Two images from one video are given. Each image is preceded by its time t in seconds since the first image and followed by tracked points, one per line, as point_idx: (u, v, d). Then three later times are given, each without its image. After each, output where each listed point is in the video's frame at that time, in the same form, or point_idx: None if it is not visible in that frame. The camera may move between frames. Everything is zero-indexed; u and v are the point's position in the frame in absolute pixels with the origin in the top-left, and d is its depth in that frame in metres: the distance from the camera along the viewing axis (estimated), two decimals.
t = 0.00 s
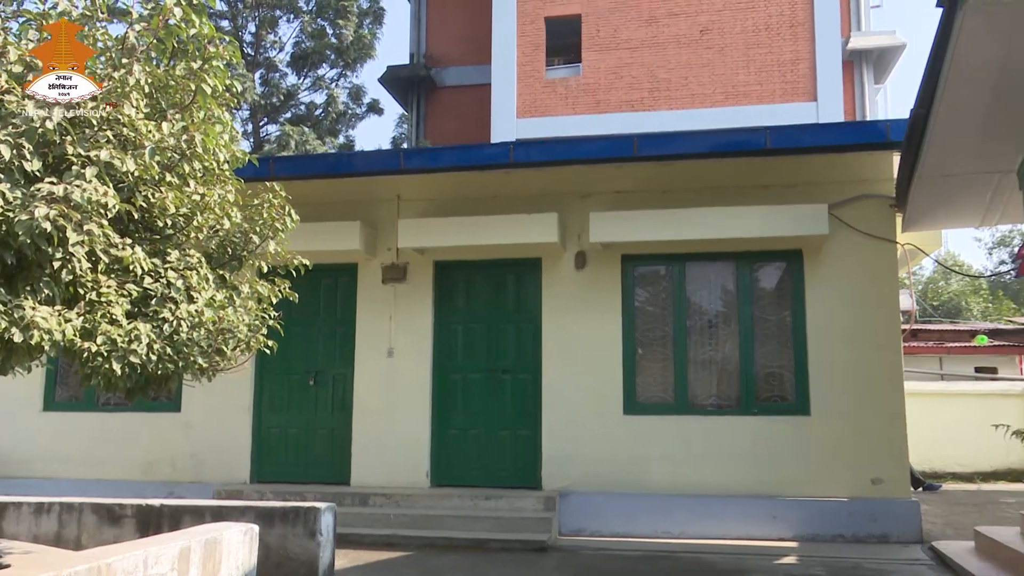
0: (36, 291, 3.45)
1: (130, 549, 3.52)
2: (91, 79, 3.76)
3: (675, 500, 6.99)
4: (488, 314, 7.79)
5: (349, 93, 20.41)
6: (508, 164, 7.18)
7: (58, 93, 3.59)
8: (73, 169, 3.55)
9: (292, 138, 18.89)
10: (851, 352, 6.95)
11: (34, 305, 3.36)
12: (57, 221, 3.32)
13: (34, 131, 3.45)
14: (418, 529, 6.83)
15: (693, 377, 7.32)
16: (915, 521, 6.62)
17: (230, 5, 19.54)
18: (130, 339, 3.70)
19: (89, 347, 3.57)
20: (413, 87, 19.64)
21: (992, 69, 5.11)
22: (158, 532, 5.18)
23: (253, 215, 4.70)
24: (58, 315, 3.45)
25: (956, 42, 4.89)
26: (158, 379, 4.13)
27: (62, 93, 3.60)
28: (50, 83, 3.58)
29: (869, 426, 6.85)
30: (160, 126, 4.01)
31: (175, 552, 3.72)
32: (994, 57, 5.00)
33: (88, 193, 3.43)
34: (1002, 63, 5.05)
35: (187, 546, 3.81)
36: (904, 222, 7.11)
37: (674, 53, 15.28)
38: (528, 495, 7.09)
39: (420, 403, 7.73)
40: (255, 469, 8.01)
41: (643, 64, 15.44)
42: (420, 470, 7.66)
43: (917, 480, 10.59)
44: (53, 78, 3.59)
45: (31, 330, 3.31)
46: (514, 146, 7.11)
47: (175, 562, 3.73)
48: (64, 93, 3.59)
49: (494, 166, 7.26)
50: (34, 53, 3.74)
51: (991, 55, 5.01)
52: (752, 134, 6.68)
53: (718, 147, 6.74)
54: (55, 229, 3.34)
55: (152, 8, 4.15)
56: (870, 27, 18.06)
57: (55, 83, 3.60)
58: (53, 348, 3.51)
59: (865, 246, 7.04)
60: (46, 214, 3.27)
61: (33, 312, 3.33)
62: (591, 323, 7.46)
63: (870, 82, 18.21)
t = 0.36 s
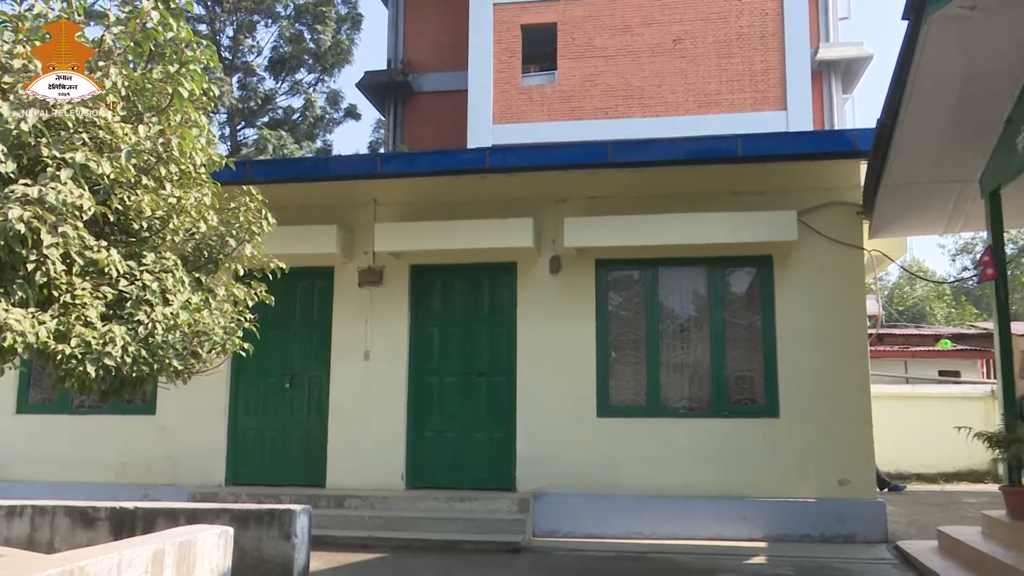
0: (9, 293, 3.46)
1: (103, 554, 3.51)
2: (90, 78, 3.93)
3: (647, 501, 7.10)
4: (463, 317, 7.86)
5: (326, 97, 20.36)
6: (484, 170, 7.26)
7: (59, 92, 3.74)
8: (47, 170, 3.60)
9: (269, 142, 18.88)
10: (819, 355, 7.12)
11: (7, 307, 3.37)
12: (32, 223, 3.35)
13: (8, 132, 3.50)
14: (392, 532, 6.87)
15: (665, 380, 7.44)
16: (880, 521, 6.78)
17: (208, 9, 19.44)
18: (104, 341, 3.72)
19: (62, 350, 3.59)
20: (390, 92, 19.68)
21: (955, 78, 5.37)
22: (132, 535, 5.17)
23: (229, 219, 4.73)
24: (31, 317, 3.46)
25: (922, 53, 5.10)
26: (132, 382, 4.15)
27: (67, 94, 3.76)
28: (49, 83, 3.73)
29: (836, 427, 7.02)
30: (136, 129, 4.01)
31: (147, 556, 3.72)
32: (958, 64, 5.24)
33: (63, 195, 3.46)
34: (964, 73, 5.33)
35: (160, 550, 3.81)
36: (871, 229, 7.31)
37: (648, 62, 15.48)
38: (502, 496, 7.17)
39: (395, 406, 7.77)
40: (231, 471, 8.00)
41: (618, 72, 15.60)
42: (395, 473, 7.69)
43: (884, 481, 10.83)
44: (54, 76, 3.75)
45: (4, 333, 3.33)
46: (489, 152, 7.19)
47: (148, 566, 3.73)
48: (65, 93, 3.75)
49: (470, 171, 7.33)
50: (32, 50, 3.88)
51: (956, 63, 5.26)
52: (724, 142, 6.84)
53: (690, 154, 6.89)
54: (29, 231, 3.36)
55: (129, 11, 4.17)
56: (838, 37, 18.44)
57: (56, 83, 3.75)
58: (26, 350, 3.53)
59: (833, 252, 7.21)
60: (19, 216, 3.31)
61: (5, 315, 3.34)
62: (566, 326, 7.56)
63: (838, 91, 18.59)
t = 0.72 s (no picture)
0: None
1: (69, 560, 3.45)
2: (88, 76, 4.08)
3: (620, 506, 7.13)
4: (437, 322, 7.85)
5: (300, 100, 20.25)
6: (458, 174, 7.26)
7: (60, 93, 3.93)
8: (15, 171, 3.64)
9: (242, 145, 18.72)
10: (790, 360, 7.20)
11: None
12: None
13: None
14: (364, 538, 6.83)
15: (639, 385, 7.49)
16: (850, 525, 6.86)
17: (181, 9, 19.24)
18: (71, 345, 3.67)
19: (28, 354, 3.56)
20: (364, 96, 19.61)
21: (922, 88, 5.50)
22: (99, 542, 5.09)
23: (200, 221, 4.68)
24: None
25: (891, 63, 5.20)
26: (100, 387, 4.12)
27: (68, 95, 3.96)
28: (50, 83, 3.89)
29: (806, 432, 7.10)
30: (106, 131, 4.01)
31: (115, 562, 3.67)
32: (926, 73, 5.35)
33: (30, 197, 3.49)
34: (931, 83, 5.46)
35: (128, 556, 3.76)
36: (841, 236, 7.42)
37: (622, 68, 15.58)
38: (474, 502, 7.16)
39: (367, 412, 7.74)
40: (201, 477, 7.91)
41: (592, 78, 15.68)
42: (367, 478, 7.65)
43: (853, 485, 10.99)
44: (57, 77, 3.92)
45: None
46: (464, 156, 7.20)
47: (116, 573, 3.67)
48: (65, 93, 3.94)
49: (445, 176, 7.33)
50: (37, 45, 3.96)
51: (925, 72, 5.37)
52: (697, 148, 6.91)
53: (664, 161, 6.95)
54: None
55: (100, 11, 4.13)
56: (809, 47, 18.69)
57: (57, 83, 3.92)
58: None
59: (803, 258, 7.30)
60: None
61: None
62: (540, 331, 7.58)
63: (809, 100, 18.85)
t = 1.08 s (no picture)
0: None
1: (37, 570, 3.39)
2: (89, 76, 4.14)
3: (596, 512, 7.14)
4: (413, 328, 7.83)
5: (277, 104, 20.13)
6: (436, 179, 7.25)
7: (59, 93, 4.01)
8: None
9: (217, 148, 18.57)
10: (765, 367, 7.27)
11: None
12: None
13: None
14: (339, 545, 6.79)
15: (615, 391, 7.52)
16: (823, 530, 6.92)
17: (156, 12, 19.07)
18: (41, 350, 3.62)
19: None
20: (342, 100, 19.54)
21: (895, 97, 5.58)
22: (68, 550, 5.00)
23: (173, 226, 4.62)
24: None
25: (864, 73, 5.31)
26: (71, 392, 4.08)
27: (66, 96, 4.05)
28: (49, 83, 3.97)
29: (780, 438, 7.16)
30: (78, 133, 3.98)
31: (85, 571, 3.61)
32: (898, 83, 5.44)
33: None
34: (904, 93, 5.56)
35: (98, 565, 3.70)
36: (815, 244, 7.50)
37: (599, 76, 15.66)
38: (450, 508, 7.14)
39: (342, 418, 7.69)
40: (173, 484, 7.82)
41: (570, 85, 15.75)
42: (342, 485, 7.60)
43: (827, 491, 11.09)
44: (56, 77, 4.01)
45: None
46: (441, 161, 7.19)
47: None
48: (65, 93, 4.02)
49: (422, 181, 7.32)
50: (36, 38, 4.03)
51: (898, 83, 5.47)
52: (673, 156, 6.96)
53: (641, 168, 6.99)
54: None
55: (73, 12, 4.12)
56: (784, 56, 18.92)
57: (56, 83, 4.01)
58: None
59: (778, 266, 7.38)
60: None
61: None
62: (517, 337, 7.59)
63: (784, 109, 19.06)
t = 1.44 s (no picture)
0: None
1: None
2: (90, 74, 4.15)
3: (569, 518, 7.16)
4: (388, 333, 7.80)
5: (251, 108, 19.99)
6: (411, 185, 7.25)
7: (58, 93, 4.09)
8: None
9: (190, 152, 18.39)
10: (737, 374, 7.33)
11: None
12: None
13: None
14: (311, 552, 6.73)
15: (590, 398, 7.54)
16: (794, 536, 6.99)
17: (128, 13, 18.86)
18: (8, 355, 3.58)
19: None
20: (317, 105, 19.47)
21: (866, 107, 5.68)
22: (34, 558, 4.92)
23: (145, 230, 4.55)
24: None
25: (835, 83, 5.40)
26: (38, 397, 4.02)
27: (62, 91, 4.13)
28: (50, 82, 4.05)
29: (752, 445, 7.23)
30: (48, 135, 3.93)
31: None
32: (869, 93, 5.54)
33: None
34: (875, 104, 5.66)
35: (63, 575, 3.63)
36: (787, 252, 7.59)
37: (574, 83, 15.75)
38: (424, 515, 7.12)
39: (316, 424, 7.64)
40: (143, 490, 7.72)
41: (545, 92, 15.83)
42: (315, 491, 7.54)
43: (798, 496, 11.21)
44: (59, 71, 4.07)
45: None
46: (416, 167, 7.19)
47: None
48: (65, 93, 4.07)
49: (397, 187, 7.31)
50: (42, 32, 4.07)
51: (869, 94, 5.56)
52: (647, 163, 7.01)
53: (615, 175, 7.04)
54: None
55: (45, 15, 4.13)
56: (757, 66, 19.15)
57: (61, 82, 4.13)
58: None
59: (750, 273, 7.46)
60: None
61: None
62: (492, 343, 7.59)
63: (757, 118, 19.30)
